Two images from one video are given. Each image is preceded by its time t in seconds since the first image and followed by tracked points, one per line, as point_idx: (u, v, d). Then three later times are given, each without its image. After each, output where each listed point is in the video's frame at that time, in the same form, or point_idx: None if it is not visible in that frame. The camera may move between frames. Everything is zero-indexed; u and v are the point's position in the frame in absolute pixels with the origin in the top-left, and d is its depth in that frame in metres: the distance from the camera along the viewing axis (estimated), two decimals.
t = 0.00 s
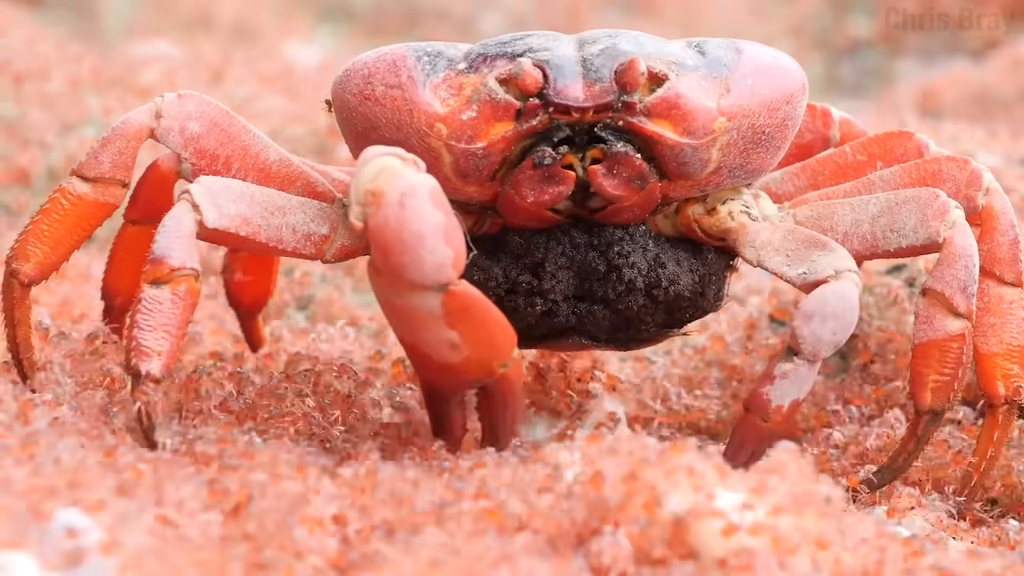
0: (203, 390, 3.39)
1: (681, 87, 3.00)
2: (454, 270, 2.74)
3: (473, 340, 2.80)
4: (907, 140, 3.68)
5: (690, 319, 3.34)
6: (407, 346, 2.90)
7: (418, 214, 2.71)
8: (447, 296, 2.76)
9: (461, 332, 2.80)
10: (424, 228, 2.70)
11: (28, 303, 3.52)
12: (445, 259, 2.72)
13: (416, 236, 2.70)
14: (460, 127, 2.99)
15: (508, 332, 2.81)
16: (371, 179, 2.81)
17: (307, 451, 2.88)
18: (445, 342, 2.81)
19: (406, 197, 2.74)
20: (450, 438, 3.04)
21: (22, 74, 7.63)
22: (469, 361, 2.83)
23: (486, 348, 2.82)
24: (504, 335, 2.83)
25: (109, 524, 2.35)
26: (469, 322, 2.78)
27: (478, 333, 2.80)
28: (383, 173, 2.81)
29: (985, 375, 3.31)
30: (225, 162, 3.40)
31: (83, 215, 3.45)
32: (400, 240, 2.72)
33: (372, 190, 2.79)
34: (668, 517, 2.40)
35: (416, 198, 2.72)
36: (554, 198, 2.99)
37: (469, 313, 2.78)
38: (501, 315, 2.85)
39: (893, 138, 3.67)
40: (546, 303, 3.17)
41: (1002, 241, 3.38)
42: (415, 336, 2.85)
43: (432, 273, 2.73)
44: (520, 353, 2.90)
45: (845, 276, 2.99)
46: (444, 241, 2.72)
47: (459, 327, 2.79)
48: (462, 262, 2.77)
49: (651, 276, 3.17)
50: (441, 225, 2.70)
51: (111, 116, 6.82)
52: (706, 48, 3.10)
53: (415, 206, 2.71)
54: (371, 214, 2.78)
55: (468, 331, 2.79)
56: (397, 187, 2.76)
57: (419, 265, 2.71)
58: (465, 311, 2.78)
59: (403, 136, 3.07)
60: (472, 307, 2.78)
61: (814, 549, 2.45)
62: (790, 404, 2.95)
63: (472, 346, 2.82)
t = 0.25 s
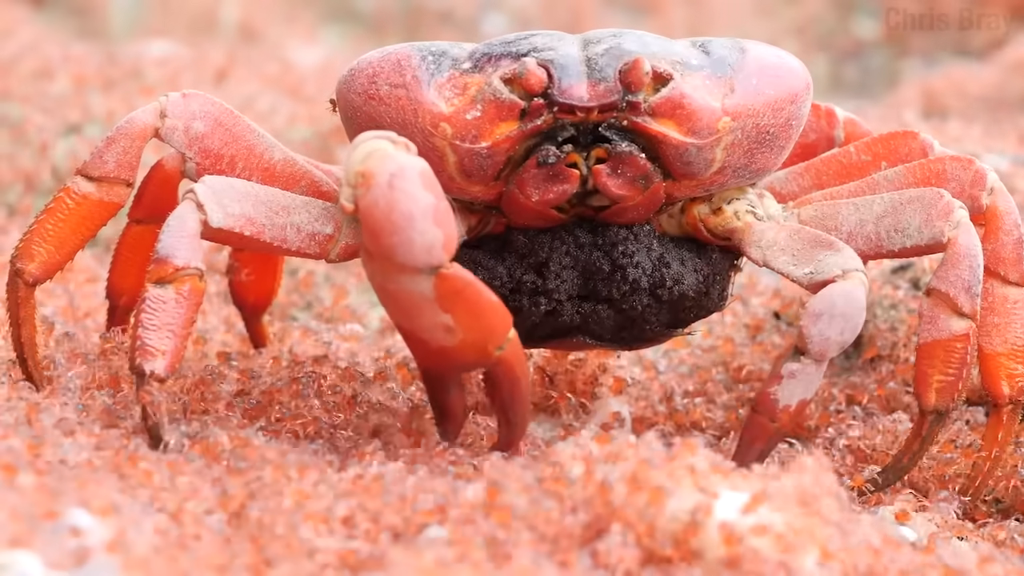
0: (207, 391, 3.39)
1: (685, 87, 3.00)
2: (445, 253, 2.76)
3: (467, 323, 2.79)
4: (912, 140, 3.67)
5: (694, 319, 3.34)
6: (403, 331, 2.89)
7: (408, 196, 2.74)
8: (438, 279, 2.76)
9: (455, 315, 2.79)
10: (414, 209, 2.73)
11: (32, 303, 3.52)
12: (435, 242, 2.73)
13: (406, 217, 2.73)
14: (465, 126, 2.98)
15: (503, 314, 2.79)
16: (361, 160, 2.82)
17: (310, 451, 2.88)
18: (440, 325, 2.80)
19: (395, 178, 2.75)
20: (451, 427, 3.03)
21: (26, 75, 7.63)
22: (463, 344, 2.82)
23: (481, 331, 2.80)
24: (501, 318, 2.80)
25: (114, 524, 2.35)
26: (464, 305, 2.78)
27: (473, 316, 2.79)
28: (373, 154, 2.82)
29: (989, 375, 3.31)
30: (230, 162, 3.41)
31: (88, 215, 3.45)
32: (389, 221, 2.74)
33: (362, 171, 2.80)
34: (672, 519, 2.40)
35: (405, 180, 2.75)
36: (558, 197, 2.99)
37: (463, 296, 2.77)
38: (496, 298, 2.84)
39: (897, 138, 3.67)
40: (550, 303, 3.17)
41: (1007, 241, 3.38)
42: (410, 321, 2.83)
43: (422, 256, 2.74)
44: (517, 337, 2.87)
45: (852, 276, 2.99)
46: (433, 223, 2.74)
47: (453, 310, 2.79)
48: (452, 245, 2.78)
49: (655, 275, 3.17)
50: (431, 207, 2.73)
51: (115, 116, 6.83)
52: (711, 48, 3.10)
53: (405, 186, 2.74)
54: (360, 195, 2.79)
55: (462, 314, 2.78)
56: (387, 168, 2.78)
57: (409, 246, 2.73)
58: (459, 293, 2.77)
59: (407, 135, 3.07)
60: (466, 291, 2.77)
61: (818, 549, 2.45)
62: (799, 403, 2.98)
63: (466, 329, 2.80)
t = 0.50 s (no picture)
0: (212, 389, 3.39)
1: (691, 86, 2.99)
2: (460, 270, 2.75)
3: (482, 340, 2.79)
4: (917, 138, 3.66)
5: (699, 318, 3.34)
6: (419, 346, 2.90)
7: (423, 213, 2.73)
8: (453, 297, 2.76)
9: (470, 331, 2.79)
10: (429, 226, 2.72)
11: (37, 301, 3.52)
12: (450, 260, 2.73)
13: (421, 234, 2.72)
14: (470, 124, 2.98)
15: (518, 330, 2.78)
16: (377, 179, 2.84)
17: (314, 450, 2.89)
18: (455, 342, 2.80)
19: (411, 196, 2.76)
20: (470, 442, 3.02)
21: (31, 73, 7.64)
22: (479, 360, 2.82)
23: (497, 348, 2.80)
24: (517, 335, 2.80)
25: (118, 520, 2.36)
26: (479, 322, 2.77)
27: (488, 333, 2.78)
28: (389, 173, 2.83)
29: (994, 373, 3.31)
30: (235, 160, 3.41)
31: (92, 213, 3.45)
32: (405, 239, 2.74)
33: (378, 190, 2.82)
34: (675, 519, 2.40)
35: (421, 197, 2.75)
36: (563, 194, 2.99)
37: (478, 314, 2.77)
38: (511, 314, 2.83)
39: (903, 137, 3.66)
40: (555, 302, 3.17)
41: (1012, 240, 3.37)
42: (426, 338, 2.84)
43: (437, 273, 2.74)
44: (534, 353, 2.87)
45: (857, 278, 2.98)
46: (449, 241, 2.73)
47: (468, 327, 2.79)
48: (468, 262, 2.77)
49: (660, 274, 3.17)
50: (446, 224, 2.72)
51: (119, 114, 6.83)
52: (716, 46, 3.09)
53: (420, 204, 2.73)
54: (376, 214, 2.81)
55: (477, 331, 2.78)
56: (403, 186, 2.79)
57: (424, 264, 2.73)
58: (474, 310, 2.77)
59: (412, 133, 3.07)
60: (481, 307, 2.77)
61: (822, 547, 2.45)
62: (812, 405, 2.97)
63: (481, 346, 2.80)
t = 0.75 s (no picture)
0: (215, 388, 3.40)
1: (694, 86, 2.99)
2: (459, 267, 2.77)
3: (484, 337, 2.81)
4: (921, 138, 3.67)
5: (702, 317, 3.34)
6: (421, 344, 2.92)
7: (422, 210, 2.76)
8: (454, 294, 2.78)
9: (472, 328, 2.81)
10: (427, 223, 2.75)
11: (41, 301, 3.53)
12: (450, 256, 2.75)
13: (420, 230, 2.75)
14: (473, 124, 2.98)
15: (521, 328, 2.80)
16: (375, 175, 2.85)
17: (317, 451, 2.89)
18: (457, 339, 2.82)
19: (409, 193, 2.78)
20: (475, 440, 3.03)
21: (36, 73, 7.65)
22: (482, 357, 2.84)
23: (499, 345, 2.82)
24: (519, 332, 2.82)
25: (121, 520, 2.37)
26: (481, 319, 2.80)
27: (490, 330, 2.81)
28: (387, 169, 2.84)
29: (997, 373, 3.31)
30: (238, 160, 3.41)
31: (96, 213, 3.46)
32: (404, 236, 2.76)
33: (376, 186, 2.83)
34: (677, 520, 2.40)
35: (419, 194, 2.77)
36: (566, 195, 3.00)
37: (480, 310, 2.79)
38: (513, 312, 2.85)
39: (906, 136, 3.66)
40: (558, 301, 3.17)
41: (1015, 239, 3.36)
42: (428, 335, 2.86)
43: (437, 269, 2.76)
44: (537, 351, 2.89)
45: (865, 277, 2.99)
46: (448, 238, 2.76)
47: (470, 324, 2.81)
48: (467, 259, 2.80)
49: (663, 274, 3.17)
50: (445, 220, 2.74)
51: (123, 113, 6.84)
52: (719, 46, 3.09)
53: (419, 200, 2.76)
54: (375, 210, 2.82)
55: (479, 329, 2.80)
56: (401, 182, 2.80)
57: (423, 260, 2.75)
58: (476, 307, 2.79)
59: (416, 134, 3.07)
60: (482, 304, 2.79)
61: (823, 546, 2.45)
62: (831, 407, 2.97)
63: (484, 343, 2.82)
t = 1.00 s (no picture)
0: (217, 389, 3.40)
1: (697, 87, 2.99)
2: (479, 265, 2.75)
3: (506, 333, 2.79)
4: (923, 139, 3.66)
5: (705, 318, 3.34)
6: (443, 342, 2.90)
7: (441, 208, 2.73)
8: (474, 291, 2.76)
9: (494, 324, 2.79)
10: (445, 221, 2.72)
11: (43, 301, 3.53)
12: (469, 254, 2.73)
13: (438, 229, 2.72)
14: (476, 125, 2.98)
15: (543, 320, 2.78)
16: (393, 175, 2.83)
17: (319, 452, 2.89)
18: (478, 335, 2.81)
19: (426, 191, 2.75)
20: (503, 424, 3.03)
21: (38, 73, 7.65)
22: (505, 351, 2.82)
23: (522, 339, 2.80)
24: (542, 325, 2.81)
25: (123, 522, 2.36)
26: (502, 316, 2.78)
27: (512, 325, 2.79)
28: (405, 169, 2.82)
29: (999, 374, 3.31)
30: (241, 160, 3.41)
31: (98, 213, 3.46)
32: (422, 235, 2.74)
33: (394, 186, 2.81)
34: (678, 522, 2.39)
35: (437, 191, 2.74)
36: (570, 197, 3.00)
37: (501, 307, 2.77)
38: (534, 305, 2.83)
39: (909, 138, 3.66)
40: (561, 302, 3.17)
41: (1018, 240, 3.36)
42: (449, 333, 2.85)
43: (456, 268, 2.74)
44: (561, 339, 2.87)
45: (867, 284, 2.99)
46: (466, 235, 2.73)
47: (492, 320, 2.79)
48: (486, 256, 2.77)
49: (666, 275, 3.17)
50: (464, 219, 2.72)
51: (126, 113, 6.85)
52: (722, 48, 3.09)
53: (437, 199, 2.73)
54: (393, 210, 2.80)
55: (500, 324, 2.79)
56: (419, 181, 2.77)
57: (442, 259, 2.73)
58: (496, 303, 2.77)
59: (418, 134, 3.07)
60: (503, 301, 2.77)
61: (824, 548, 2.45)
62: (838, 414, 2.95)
63: (506, 338, 2.80)
